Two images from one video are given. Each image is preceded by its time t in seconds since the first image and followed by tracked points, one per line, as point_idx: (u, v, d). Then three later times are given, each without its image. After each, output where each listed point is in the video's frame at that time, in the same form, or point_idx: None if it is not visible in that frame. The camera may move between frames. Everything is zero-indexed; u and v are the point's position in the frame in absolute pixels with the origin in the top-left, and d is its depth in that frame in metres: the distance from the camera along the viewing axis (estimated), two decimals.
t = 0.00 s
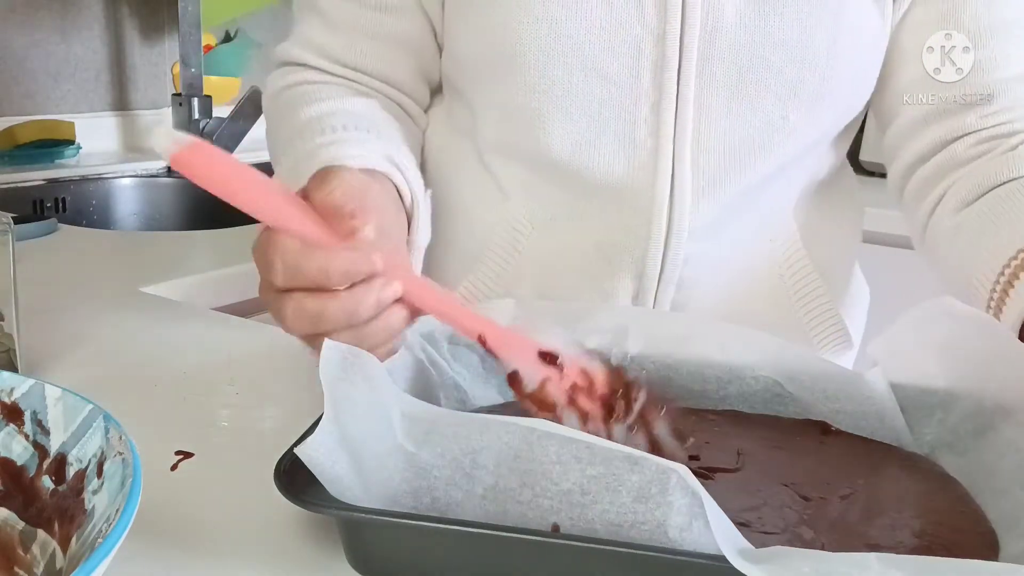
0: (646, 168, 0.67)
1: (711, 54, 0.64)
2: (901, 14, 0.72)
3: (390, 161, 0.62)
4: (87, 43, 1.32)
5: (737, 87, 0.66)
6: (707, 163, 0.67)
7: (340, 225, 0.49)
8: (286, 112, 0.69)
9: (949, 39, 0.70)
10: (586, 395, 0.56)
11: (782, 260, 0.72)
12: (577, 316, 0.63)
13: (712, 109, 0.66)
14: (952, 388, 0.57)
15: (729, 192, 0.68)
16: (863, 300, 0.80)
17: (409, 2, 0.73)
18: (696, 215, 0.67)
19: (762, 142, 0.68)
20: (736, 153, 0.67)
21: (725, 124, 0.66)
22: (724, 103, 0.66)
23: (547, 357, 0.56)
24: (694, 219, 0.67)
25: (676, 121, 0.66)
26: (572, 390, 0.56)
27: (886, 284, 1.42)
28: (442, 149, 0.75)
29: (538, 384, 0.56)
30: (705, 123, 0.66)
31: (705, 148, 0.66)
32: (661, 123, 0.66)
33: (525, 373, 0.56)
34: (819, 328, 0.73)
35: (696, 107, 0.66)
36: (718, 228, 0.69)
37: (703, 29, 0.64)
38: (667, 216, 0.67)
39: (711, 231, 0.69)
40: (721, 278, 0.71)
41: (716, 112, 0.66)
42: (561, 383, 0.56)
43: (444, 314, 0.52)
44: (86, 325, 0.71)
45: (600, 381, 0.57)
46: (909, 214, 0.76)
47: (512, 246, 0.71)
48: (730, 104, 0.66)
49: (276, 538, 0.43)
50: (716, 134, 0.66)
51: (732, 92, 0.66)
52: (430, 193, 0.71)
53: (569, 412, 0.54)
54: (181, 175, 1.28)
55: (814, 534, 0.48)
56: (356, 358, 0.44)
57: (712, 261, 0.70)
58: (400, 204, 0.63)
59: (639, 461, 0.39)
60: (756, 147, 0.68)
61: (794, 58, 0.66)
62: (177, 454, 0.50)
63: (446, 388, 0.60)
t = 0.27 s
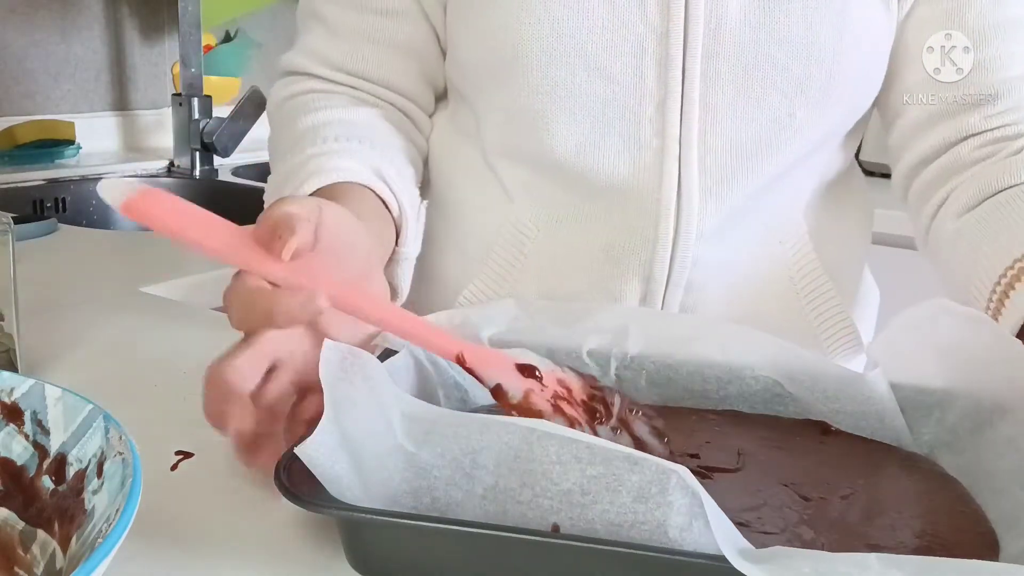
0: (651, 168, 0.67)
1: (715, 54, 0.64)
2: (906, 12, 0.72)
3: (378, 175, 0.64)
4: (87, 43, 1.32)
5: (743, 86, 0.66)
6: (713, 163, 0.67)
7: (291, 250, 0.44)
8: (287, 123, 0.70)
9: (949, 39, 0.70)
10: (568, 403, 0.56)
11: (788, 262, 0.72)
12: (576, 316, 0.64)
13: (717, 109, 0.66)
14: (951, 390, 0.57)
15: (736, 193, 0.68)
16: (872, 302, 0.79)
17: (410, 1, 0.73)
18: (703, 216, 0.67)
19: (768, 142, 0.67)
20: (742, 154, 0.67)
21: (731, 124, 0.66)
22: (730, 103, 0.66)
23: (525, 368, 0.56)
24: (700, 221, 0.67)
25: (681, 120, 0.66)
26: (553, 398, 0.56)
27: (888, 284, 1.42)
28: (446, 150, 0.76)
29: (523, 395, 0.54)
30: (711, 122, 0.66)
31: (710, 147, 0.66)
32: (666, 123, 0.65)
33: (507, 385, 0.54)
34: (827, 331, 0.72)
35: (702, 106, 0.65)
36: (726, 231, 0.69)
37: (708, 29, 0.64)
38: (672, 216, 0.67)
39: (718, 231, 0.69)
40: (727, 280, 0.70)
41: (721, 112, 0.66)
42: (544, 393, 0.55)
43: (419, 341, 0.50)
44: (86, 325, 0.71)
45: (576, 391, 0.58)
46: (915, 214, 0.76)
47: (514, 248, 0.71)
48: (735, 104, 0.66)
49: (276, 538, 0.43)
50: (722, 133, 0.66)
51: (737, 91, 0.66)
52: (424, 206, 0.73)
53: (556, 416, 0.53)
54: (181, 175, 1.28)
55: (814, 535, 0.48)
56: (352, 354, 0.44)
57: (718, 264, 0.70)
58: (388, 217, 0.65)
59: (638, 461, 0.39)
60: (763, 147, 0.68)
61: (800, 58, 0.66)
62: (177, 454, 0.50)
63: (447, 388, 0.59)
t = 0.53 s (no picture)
0: (653, 170, 0.67)
1: (716, 56, 0.65)
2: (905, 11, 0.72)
3: (367, 189, 0.64)
4: (87, 43, 1.33)
5: (745, 87, 0.66)
6: (715, 165, 0.67)
7: (262, 297, 0.43)
8: (283, 131, 0.71)
9: (949, 40, 0.70)
10: (583, 404, 0.54)
11: (790, 263, 0.72)
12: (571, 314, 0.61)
13: (719, 111, 0.66)
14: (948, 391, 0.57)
15: (739, 195, 0.68)
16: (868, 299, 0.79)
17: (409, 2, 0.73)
18: (704, 218, 0.67)
19: (770, 144, 0.68)
20: (745, 156, 0.67)
21: (734, 125, 0.66)
22: (731, 104, 0.66)
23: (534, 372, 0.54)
24: (701, 223, 0.67)
25: (682, 122, 0.66)
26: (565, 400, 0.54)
27: (888, 284, 1.42)
28: (446, 151, 0.76)
29: (535, 404, 0.53)
30: (713, 124, 0.66)
31: (712, 150, 0.66)
32: (667, 126, 0.66)
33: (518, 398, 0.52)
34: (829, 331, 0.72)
35: (704, 108, 0.66)
36: (728, 233, 0.69)
37: (710, 32, 0.64)
38: (672, 218, 0.67)
39: (720, 233, 0.69)
40: (728, 283, 0.70)
41: (723, 114, 0.66)
42: (556, 397, 0.53)
43: (418, 361, 0.49)
44: (85, 324, 0.71)
45: (589, 385, 0.55)
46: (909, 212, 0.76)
47: (514, 248, 0.72)
48: (737, 106, 0.66)
49: (276, 538, 0.43)
50: (724, 135, 0.66)
51: (739, 92, 0.66)
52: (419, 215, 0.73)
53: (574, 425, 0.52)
54: (181, 175, 1.28)
55: (810, 548, 0.49)
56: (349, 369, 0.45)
57: (720, 266, 0.70)
58: (378, 229, 0.65)
59: (634, 477, 0.40)
60: (766, 149, 0.68)
61: (802, 60, 0.66)
62: (177, 454, 0.51)
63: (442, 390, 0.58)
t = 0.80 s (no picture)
0: (655, 169, 0.67)
1: (718, 54, 0.65)
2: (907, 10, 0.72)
3: (367, 190, 0.64)
4: (87, 43, 1.32)
5: (747, 85, 0.66)
6: (718, 165, 0.66)
7: (263, 301, 0.43)
8: (279, 126, 0.71)
9: (949, 39, 0.70)
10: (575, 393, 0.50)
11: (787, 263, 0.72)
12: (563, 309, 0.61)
13: (721, 109, 0.66)
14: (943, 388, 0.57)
15: (742, 194, 0.68)
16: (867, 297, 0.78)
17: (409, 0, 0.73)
18: (708, 218, 0.67)
19: (772, 143, 0.68)
20: (747, 154, 0.67)
21: (737, 124, 0.66)
22: (733, 104, 0.66)
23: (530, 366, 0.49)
24: (706, 223, 0.67)
25: (685, 122, 0.66)
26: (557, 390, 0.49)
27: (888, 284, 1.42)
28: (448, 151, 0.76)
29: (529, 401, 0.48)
30: (715, 123, 0.66)
31: (715, 148, 0.66)
32: (670, 125, 0.66)
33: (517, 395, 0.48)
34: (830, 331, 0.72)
35: (706, 106, 0.66)
36: (732, 234, 0.69)
37: (711, 31, 0.64)
38: (676, 219, 0.66)
39: (725, 234, 0.68)
40: (728, 283, 0.70)
41: (725, 112, 0.66)
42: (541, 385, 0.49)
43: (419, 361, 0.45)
44: (85, 324, 0.71)
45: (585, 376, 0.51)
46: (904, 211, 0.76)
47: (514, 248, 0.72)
48: (739, 105, 0.66)
49: (276, 538, 0.43)
50: (726, 134, 0.66)
51: (742, 92, 0.66)
52: (414, 214, 0.73)
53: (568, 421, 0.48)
54: (181, 175, 1.28)
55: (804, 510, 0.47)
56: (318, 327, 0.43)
57: (721, 267, 0.69)
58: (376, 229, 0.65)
59: (617, 421, 0.37)
60: (768, 148, 0.68)
61: (805, 58, 0.66)
62: (177, 454, 0.50)
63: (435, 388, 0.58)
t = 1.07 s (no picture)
0: (650, 166, 0.67)
1: (714, 50, 0.65)
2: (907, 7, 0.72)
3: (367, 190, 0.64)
4: (87, 43, 1.33)
5: (743, 81, 0.66)
6: (712, 161, 0.67)
7: (267, 303, 0.43)
8: (276, 121, 0.70)
9: (949, 39, 0.70)
10: (574, 416, 0.54)
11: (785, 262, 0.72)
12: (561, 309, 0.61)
13: (718, 106, 0.66)
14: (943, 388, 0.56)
15: (738, 191, 0.68)
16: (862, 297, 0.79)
17: None
18: (703, 217, 0.67)
19: (768, 139, 0.68)
20: (742, 151, 0.67)
21: (733, 120, 0.66)
22: (729, 100, 0.66)
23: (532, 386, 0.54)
24: (699, 220, 0.67)
25: (681, 119, 0.66)
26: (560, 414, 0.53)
27: (888, 284, 1.42)
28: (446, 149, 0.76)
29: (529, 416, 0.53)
30: (711, 120, 0.66)
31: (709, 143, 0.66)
32: (666, 120, 0.66)
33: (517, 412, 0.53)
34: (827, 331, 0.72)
35: (701, 101, 0.66)
36: (726, 231, 0.69)
37: (706, 26, 0.64)
38: (670, 217, 0.67)
39: (720, 230, 0.69)
40: (724, 281, 0.70)
41: (721, 108, 0.66)
42: (550, 409, 0.53)
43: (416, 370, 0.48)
44: (85, 325, 0.71)
45: (582, 397, 0.55)
46: (906, 206, 0.75)
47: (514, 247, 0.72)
48: (735, 102, 0.66)
49: (276, 539, 0.43)
50: (722, 130, 0.66)
51: (737, 89, 0.66)
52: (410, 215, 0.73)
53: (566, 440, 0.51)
54: (181, 175, 1.28)
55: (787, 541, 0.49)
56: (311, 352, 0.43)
57: (716, 264, 0.70)
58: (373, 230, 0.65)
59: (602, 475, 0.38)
60: (764, 143, 0.68)
61: (801, 53, 0.66)
62: (177, 454, 0.50)
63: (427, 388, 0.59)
